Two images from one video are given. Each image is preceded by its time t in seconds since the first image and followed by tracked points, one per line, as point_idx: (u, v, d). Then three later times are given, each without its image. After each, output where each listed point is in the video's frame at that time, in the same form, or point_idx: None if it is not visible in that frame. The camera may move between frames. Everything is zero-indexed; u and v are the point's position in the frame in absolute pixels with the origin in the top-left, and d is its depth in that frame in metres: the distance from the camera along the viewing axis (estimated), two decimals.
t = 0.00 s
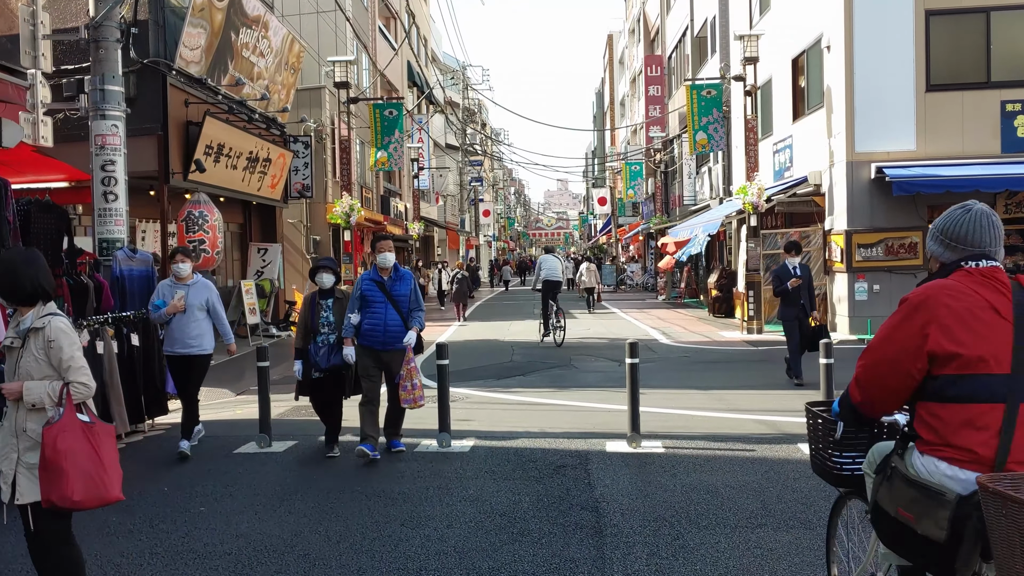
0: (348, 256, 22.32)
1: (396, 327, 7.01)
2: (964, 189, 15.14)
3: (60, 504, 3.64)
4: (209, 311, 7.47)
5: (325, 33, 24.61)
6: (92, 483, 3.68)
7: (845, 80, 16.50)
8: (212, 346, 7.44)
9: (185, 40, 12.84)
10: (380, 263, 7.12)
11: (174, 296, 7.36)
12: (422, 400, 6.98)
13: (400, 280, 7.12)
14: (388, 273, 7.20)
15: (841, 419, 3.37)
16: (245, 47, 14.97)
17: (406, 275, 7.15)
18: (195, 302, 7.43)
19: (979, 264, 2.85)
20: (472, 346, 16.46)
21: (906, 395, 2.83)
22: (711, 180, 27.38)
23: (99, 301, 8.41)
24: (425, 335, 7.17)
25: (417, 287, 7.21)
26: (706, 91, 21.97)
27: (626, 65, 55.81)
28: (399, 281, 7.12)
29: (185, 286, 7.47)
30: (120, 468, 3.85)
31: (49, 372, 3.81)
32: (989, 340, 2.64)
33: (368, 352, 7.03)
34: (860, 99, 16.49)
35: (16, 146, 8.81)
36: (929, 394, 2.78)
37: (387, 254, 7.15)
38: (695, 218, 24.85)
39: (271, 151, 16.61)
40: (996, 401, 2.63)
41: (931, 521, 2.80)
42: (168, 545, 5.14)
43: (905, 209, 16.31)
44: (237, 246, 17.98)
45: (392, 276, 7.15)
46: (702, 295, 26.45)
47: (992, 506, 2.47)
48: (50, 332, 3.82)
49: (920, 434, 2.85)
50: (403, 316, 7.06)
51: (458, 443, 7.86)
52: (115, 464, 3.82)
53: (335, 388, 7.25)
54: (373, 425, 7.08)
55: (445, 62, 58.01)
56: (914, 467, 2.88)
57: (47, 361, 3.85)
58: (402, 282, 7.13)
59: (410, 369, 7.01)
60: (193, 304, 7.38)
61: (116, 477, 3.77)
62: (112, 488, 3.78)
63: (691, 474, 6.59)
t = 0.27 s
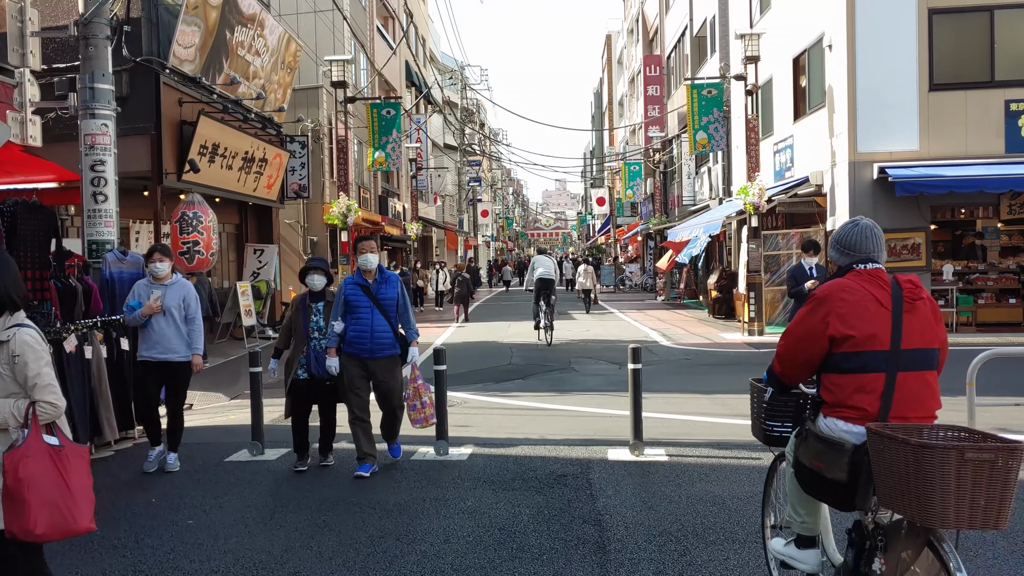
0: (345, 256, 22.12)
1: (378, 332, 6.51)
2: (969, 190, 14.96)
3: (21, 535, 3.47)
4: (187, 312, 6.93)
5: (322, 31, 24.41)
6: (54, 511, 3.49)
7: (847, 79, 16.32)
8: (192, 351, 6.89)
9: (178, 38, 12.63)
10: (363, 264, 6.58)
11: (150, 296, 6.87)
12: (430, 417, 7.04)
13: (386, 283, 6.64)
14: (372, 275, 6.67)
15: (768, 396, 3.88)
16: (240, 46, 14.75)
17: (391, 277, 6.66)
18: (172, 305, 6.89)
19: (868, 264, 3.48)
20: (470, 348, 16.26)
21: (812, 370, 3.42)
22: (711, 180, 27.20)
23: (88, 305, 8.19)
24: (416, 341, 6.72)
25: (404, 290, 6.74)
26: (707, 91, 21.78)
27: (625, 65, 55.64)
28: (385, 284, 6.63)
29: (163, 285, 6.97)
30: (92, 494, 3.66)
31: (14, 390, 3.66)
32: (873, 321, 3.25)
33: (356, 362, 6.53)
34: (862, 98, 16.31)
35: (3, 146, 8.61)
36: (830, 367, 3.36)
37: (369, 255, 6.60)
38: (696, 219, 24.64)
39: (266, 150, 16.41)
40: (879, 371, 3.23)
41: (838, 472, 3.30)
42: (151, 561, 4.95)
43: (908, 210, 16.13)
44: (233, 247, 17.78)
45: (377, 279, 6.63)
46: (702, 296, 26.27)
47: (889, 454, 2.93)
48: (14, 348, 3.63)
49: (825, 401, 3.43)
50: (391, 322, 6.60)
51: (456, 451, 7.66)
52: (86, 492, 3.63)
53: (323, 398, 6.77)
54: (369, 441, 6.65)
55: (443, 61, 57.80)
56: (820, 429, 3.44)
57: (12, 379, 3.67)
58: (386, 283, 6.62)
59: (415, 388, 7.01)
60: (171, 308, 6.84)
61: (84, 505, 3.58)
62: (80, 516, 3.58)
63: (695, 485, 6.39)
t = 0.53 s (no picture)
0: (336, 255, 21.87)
1: (364, 337, 5.95)
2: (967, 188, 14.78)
3: None
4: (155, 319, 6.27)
5: (313, 28, 24.15)
6: (17, 534, 3.55)
7: (844, 75, 16.13)
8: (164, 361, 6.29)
9: (164, 32, 12.38)
10: (345, 262, 6.08)
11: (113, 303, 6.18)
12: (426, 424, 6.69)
13: (371, 281, 6.10)
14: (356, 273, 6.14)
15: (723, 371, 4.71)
16: (228, 41, 14.49)
17: (377, 275, 6.12)
18: (136, 311, 6.23)
19: (795, 260, 4.39)
20: (462, 349, 16.03)
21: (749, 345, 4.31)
22: (705, 179, 27.02)
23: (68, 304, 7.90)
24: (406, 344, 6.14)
25: (391, 289, 6.21)
26: (702, 88, 21.59)
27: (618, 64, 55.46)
28: (369, 283, 6.09)
29: (127, 290, 6.27)
30: (55, 512, 3.72)
31: None
32: (792, 306, 4.20)
33: (339, 368, 5.98)
34: (859, 95, 16.12)
35: None
36: (762, 341, 4.28)
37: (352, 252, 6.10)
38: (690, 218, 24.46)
39: (255, 148, 16.15)
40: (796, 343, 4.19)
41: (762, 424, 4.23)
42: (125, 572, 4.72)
43: (905, 208, 15.95)
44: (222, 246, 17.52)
45: (361, 277, 6.10)
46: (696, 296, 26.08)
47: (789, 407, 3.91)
48: None
49: (756, 370, 4.35)
50: (377, 324, 6.04)
51: (447, 454, 7.43)
52: (49, 511, 3.69)
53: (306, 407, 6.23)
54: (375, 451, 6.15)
55: (436, 60, 57.52)
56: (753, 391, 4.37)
57: None
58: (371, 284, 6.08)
59: (408, 395, 6.65)
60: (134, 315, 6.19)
61: (47, 525, 3.64)
62: (45, 537, 3.64)
63: (694, 490, 6.18)
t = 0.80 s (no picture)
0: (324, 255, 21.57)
1: (350, 343, 5.55)
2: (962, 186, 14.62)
3: None
4: (112, 320, 5.84)
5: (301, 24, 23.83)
6: None
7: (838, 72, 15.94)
8: (120, 364, 5.80)
9: (146, 25, 12.11)
10: (331, 262, 5.64)
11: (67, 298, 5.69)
12: (406, 441, 6.42)
13: (359, 284, 5.70)
14: (342, 275, 5.74)
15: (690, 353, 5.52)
16: (213, 35, 14.22)
17: (366, 279, 5.73)
18: (93, 308, 5.77)
19: (744, 257, 5.20)
20: (451, 349, 15.79)
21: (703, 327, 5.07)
22: (697, 178, 26.83)
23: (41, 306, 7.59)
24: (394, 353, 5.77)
25: (380, 293, 5.82)
26: (694, 85, 21.37)
27: (609, 63, 55.22)
28: (357, 286, 5.69)
29: (82, 286, 5.81)
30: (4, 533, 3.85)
31: None
32: (738, 297, 4.97)
33: (321, 376, 5.58)
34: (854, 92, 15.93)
35: None
36: (712, 325, 5.02)
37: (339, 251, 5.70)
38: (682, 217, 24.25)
39: (241, 145, 15.87)
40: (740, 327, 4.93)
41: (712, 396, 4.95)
42: None
43: (899, 207, 15.77)
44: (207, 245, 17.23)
45: (348, 279, 5.70)
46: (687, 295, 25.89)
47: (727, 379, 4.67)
48: None
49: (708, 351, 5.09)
50: (364, 329, 5.64)
51: (435, 459, 7.19)
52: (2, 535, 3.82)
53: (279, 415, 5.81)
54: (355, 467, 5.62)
55: (426, 58, 57.17)
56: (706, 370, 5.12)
57: None
58: (360, 286, 5.68)
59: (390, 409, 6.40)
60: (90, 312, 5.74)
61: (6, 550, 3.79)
62: None
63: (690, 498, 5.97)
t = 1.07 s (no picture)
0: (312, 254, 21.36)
1: (333, 348, 5.23)
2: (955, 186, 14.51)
3: None
4: (70, 333, 5.26)
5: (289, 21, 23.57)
6: None
7: (831, 71, 15.79)
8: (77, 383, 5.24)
9: (128, 21, 11.87)
10: (312, 261, 5.30)
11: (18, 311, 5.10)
12: (384, 459, 5.59)
13: (343, 287, 5.39)
14: (325, 276, 5.42)
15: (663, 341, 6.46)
16: (197, 32, 13.98)
17: (349, 280, 5.43)
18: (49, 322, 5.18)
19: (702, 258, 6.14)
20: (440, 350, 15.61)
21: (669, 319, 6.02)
22: (688, 176, 26.70)
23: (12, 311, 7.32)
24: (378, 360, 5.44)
25: (365, 296, 5.50)
26: (686, 83, 21.21)
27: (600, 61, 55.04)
28: (341, 287, 5.38)
29: (35, 296, 5.22)
30: None
31: None
32: (696, 292, 5.91)
33: (299, 384, 5.23)
34: (847, 91, 15.78)
35: None
36: (676, 317, 5.97)
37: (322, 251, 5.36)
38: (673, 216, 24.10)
39: (227, 143, 15.64)
40: (701, 319, 5.87)
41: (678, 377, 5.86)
42: None
43: (892, 207, 15.66)
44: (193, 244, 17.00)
45: (331, 280, 5.38)
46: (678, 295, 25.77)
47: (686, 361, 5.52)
48: None
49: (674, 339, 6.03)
50: (347, 334, 5.32)
51: (422, 467, 7.01)
52: None
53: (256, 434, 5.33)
54: (310, 482, 5.30)
55: (416, 56, 56.88)
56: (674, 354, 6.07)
57: None
58: (344, 289, 5.37)
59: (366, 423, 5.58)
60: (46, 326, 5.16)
61: None
62: None
63: (684, 508, 5.80)
